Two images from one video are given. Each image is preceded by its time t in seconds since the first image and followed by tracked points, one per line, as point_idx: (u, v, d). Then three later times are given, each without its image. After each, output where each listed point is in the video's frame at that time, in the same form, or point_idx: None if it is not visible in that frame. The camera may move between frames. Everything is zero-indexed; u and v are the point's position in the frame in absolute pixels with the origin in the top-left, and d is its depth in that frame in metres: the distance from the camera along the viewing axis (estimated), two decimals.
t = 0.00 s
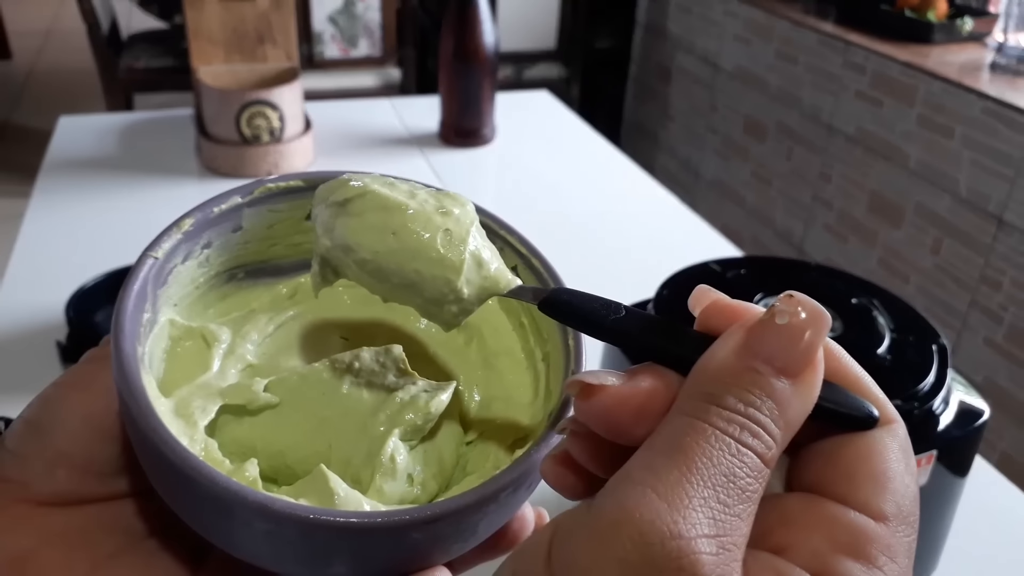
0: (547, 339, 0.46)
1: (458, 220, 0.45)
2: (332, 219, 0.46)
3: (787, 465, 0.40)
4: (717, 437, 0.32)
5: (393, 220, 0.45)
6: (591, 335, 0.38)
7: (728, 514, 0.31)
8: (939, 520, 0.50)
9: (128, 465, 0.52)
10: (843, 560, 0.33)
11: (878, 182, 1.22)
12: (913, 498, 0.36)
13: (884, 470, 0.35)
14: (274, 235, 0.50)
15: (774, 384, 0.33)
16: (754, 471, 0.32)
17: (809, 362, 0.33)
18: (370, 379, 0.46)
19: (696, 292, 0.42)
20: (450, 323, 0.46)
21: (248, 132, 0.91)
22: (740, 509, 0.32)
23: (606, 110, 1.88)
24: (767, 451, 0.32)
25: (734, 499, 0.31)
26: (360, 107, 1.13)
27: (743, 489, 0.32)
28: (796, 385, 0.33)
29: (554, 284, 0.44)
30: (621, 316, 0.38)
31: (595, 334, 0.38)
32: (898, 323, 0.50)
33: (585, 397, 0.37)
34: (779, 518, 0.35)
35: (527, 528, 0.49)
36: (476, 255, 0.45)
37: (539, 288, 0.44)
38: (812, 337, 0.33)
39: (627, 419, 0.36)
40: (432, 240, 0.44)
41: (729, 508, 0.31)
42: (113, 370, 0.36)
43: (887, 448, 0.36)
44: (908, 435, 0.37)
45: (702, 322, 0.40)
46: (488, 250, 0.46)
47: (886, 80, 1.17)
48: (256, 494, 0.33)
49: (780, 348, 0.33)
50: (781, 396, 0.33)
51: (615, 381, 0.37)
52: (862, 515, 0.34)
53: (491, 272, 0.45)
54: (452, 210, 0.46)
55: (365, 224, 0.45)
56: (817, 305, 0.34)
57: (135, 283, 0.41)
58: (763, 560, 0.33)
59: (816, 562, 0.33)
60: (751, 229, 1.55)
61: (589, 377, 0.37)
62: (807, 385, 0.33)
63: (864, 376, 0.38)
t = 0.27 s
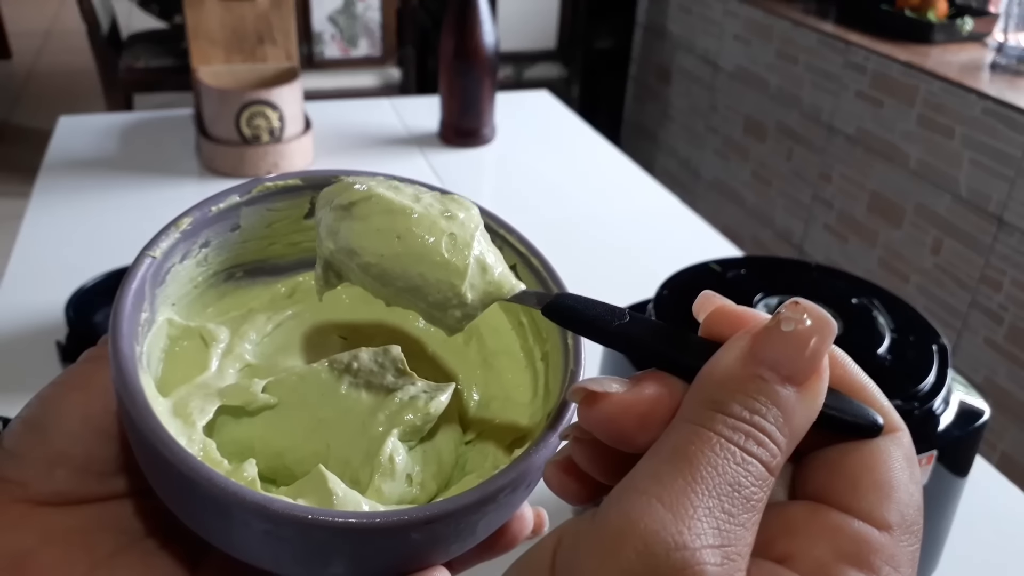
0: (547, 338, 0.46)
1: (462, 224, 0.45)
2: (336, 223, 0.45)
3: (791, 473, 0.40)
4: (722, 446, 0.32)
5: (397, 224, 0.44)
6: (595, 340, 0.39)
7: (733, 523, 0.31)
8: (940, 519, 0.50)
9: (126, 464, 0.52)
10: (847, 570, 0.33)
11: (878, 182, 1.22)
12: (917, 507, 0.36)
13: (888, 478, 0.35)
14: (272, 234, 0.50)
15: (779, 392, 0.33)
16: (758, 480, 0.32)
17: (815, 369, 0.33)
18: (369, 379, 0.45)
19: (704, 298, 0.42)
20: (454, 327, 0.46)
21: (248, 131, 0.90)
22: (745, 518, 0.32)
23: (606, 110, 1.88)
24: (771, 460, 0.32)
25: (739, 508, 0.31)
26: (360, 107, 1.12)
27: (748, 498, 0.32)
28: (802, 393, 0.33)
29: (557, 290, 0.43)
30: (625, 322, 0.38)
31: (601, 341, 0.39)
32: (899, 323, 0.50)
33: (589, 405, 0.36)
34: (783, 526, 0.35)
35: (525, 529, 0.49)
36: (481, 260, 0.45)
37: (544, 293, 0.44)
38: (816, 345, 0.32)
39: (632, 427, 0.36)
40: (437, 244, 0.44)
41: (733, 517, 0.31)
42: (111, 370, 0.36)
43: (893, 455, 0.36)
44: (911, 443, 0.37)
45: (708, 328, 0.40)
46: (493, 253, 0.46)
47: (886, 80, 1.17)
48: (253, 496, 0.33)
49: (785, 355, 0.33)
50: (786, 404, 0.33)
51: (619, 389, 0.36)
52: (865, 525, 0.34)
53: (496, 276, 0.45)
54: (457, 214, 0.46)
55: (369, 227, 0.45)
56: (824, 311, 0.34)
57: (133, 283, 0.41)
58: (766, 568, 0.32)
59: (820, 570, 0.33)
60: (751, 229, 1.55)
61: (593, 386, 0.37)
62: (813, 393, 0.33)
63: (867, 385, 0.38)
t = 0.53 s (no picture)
0: (543, 337, 0.46)
1: (466, 234, 0.45)
2: (342, 231, 0.46)
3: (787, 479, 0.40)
4: (721, 452, 0.32)
5: (402, 232, 0.44)
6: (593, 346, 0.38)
7: (732, 529, 0.31)
8: (939, 519, 0.50)
9: (126, 461, 0.52)
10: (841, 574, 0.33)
11: (878, 182, 1.22)
12: (911, 512, 0.36)
13: (883, 484, 0.35)
14: (269, 233, 0.50)
15: (777, 398, 0.33)
16: (756, 485, 0.32)
17: (812, 376, 0.33)
18: (367, 380, 0.45)
19: (703, 308, 0.42)
20: (456, 335, 0.46)
21: (248, 131, 0.90)
22: (743, 524, 0.32)
23: (606, 110, 1.88)
24: (769, 466, 0.33)
25: (737, 513, 0.32)
26: (360, 107, 1.12)
27: (746, 503, 0.32)
28: (799, 400, 0.33)
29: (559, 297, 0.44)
30: (623, 332, 0.38)
31: (597, 348, 0.38)
32: (899, 323, 0.50)
33: (590, 411, 0.38)
34: (779, 531, 0.35)
35: (520, 525, 0.48)
36: (484, 269, 0.44)
37: (544, 301, 0.44)
38: (813, 353, 0.33)
39: (632, 433, 0.38)
40: (440, 254, 0.44)
41: (732, 522, 0.31)
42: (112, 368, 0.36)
43: (887, 461, 0.36)
44: (906, 450, 0.37)
45: (705, 337, 0.41)
46: (496, 263, 0.45)
47: (886, 80, 1.17)
48: (255, 494, 0.32)
49: (783, 362, 0.33)
50: (783, 410, 0.33)
51: (619, 396, 0.38)
52: (859, 529, 0.34)
53: (497, 285, 0.44)
54: (461, 224, 0.45)
55: (374, 236, 0.45)
56: (819, 320, 0.35)
57: (133, 282, 0.41)
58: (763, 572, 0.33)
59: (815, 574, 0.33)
60: (751, 229, 1.55)
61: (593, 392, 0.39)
62: (810, 399, 0.34)
63: (863, 392, 0.38)
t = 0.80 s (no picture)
0: (543, 339, 0.46)
1: (474, 238, 0.44)
2: (350, 234, 0.45)
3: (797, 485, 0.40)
4: (731, 458, 0.32)
5: (410, 236, 0.44)
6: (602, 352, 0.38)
7: (742, 535, 0.31)
8: (940, 519, 0.50)
9: (130, 461, 0.53)
10: None
11: (879, 182, 1.22)
12: (920, 520, 0.36)
13: (891, 492, 0.36)
14: (273, 235, 0.50)
15: (786, 404, 0.33)
16: (767, 493, 0.32)
17: (821, 382, 0.34)
18: (371, 381, 0.45)
19: (712, 314, 0.42)
20: (462, 340, 0.45)
21: (248, 131, 0.90)
22: (754, 530, 0.32)
23: (606, 110, 1.88)
24: (779, 472, 0.33)
25: (748, 520, 0.32)
26: (360, 107, 1.12)
27: (757, 510, 0.32)
28: (808, 405, 0.34)
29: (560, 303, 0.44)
30: (631, 338, 0.38)
31: (603, 353, 0.38)
32: (899, 323, 0.50)
33: (598, 417, 0.38)
34: (787, 537, 0.35)
35: (521, 526, 0.49)
36: (491, 273, 0.44)
37: (548, 305, 0.44)
38: (822, 358, 0.33)
39: (640, 439, 0.38)
40: (448, 258, 0.43)
41: (743, 530, 0.31)
42: (117, 368, 0.36)
43: (894, 469, 0.36)
44: (914, 458, 0.37)
45: (714, 342, 0.41)
46: (503, 268, 0.45)
47: (886, 80, 1.17)
48: (260, 493, 0.32)
49: (792, 368, 0.33)
50: (793, 416, 0.33)
51: (627, 401, 0.38)
52: (867, 536, 0.34)
53: (505, 289, 0.44)
54: (469, 228, 0.45)
55: (383, 239, 0.44)
56: (828, 326, 0.35)
57: (138, 283, 0.41)
58: None
59: None
60: (751, 229, 1.55)
61: (600, 398, 0.39)
62: (819, 405, 0.34)
63: (872, 400, 0.39)
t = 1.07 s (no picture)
0: (543, 343, 0.45)
1: (484, 255, 0.44)
2: (361, 250, 0.45)
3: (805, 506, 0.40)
4: (741, 478, 0.32)
5: (421, 253, 0.44)
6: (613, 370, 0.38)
7: (752, 556, 0.32)
8: (940, 520, 0.50)
9: (130, 464, 0.52)
10: None
11: (879, 182, 1.22)
12: (928, 541, 0.36)
13: (900, 513, 0.35)
14: (272, 238, 0.50)
15: (796, 424, 0.33)
16: (775, 514, 0.32)
17: (831, 403, 0.33)
18: (371, 385, 0.45)
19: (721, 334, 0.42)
20: (471, 357, 0.45)
21: (248, 131, 0.90)
22: (762, 551, 0.32)
23: (605, 109, 1.88)
24: (788, 493, 0.33)
25: (757, 542, 0.32)
26: (360, 107, 1.12)
27: (766, 531, 0.32)
28: (818, 426, 0.33)
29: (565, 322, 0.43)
30: (641, 357, 0.38)
31: (613, 371, 0.38)
32: (899, 323, 0.50)
33: (609, 436, 0.39)
34: (796, 555, 0.35)
35: (522, 529, 0.48)
36: (501, 290, 0.44)
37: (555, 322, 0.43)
38: (832, 378, 0.33)
39: (649, 458, 0.38)
40: (458, 275, 0.43)
41: (752, 551, 0.32)
42: (117, 372, 0.36)
43: (904, 491, 0.36)
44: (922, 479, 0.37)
45: (722, 361, 0.41)
46: (512, 285, 0.45)
47: (886, 80, 1.17)
48: (261, 497, 0.32)
49: (803, 388, 0.33)
50: (803, 437, 0.33)
51: (637, 420, 0.39)
52: (876, 558, 0.34)
53: (514, 306, 0.44)
54: (480, 245, 0.45)
55: (394, 255, 0.44)
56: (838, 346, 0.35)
57: (138, 287, 0.41)
58: None
59: None
60: (751, 229, 1.55)
61: (611, 417, 0.39)
62: (829, 426, 0.34)
63: (881, 420, 0.38)
